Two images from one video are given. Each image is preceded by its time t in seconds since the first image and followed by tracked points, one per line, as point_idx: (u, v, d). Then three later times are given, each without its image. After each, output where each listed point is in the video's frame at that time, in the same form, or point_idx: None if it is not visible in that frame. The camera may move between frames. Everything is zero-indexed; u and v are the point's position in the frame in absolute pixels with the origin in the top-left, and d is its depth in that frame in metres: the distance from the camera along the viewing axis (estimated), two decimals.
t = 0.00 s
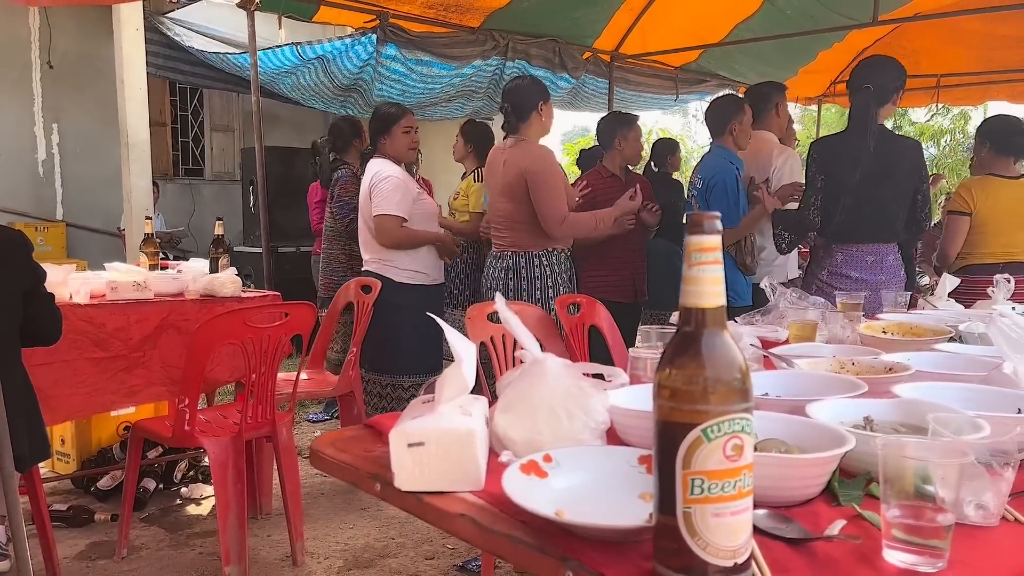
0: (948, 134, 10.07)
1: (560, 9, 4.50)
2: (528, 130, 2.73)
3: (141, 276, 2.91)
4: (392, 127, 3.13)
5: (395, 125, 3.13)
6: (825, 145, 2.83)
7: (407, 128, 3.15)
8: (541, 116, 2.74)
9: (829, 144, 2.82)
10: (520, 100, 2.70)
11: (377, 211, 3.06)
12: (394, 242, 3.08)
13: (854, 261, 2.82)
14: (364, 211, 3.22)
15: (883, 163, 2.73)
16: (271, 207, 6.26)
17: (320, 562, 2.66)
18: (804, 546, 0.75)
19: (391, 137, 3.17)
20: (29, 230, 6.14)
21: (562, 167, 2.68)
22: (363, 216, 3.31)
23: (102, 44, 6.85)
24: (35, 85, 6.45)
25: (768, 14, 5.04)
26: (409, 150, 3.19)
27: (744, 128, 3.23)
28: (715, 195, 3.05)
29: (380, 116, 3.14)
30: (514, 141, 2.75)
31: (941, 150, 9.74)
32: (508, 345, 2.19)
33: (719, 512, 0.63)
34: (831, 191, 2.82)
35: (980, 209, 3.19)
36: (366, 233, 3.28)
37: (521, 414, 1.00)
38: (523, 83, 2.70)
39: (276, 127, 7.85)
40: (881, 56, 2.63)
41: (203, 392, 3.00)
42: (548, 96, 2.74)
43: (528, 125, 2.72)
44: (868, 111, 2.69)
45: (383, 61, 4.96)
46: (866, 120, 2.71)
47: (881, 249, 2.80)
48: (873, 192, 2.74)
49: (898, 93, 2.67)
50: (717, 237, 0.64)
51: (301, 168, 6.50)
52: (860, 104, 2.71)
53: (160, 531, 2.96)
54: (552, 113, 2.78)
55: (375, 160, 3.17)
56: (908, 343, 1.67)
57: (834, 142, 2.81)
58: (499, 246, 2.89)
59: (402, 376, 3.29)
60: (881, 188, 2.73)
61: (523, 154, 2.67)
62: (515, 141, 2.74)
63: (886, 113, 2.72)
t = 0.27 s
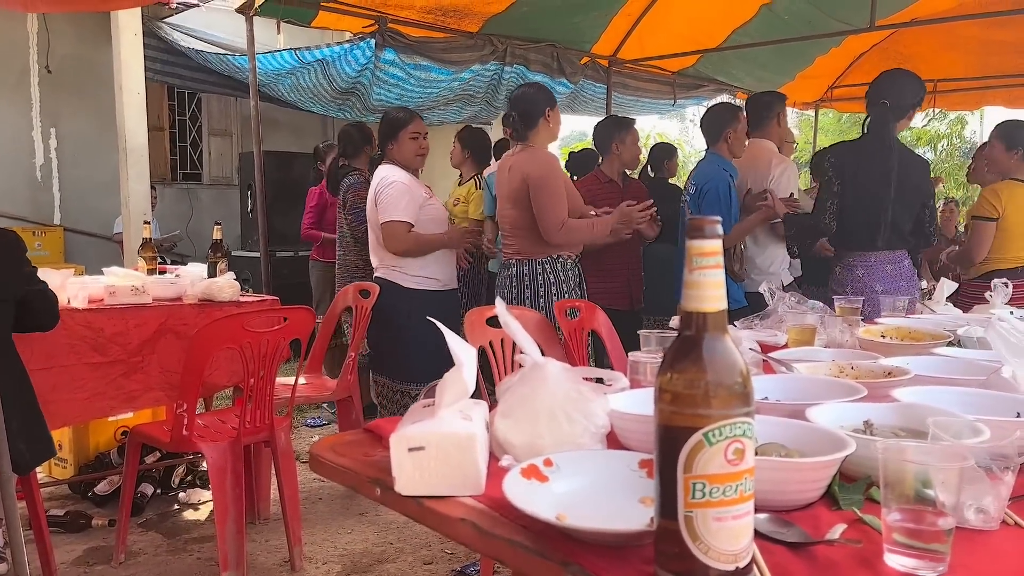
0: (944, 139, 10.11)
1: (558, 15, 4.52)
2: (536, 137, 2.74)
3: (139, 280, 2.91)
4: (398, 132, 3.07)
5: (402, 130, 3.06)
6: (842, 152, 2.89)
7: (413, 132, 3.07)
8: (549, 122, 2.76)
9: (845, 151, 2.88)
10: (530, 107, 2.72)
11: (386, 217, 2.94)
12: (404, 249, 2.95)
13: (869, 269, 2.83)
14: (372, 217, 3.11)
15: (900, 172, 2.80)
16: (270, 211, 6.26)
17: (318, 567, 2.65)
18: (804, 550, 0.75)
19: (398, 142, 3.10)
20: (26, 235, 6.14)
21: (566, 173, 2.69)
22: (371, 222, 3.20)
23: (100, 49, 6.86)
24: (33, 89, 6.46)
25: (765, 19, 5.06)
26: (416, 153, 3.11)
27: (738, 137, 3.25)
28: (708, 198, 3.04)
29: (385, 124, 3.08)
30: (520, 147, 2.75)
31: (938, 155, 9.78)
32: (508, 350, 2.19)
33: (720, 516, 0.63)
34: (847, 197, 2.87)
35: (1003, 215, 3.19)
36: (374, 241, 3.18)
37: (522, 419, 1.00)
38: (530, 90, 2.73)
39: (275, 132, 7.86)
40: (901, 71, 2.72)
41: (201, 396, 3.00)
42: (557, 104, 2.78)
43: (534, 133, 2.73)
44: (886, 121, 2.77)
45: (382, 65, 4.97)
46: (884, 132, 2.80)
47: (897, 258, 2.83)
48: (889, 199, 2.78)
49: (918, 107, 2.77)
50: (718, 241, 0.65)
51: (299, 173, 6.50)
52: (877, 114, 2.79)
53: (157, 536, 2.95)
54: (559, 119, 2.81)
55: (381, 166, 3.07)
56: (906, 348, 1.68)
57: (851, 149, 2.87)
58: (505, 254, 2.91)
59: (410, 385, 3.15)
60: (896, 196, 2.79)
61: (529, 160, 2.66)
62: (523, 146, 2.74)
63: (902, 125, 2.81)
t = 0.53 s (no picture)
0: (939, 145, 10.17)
1: (555, 21, 4.54)
2: (549, 143, 2.75)
3: (137, 286, 2.91)
4: (421, 133, 3.02)
5: (424, 133, 3.02)
6: (858, 153, 2.87)
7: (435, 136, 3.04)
8: (561, 127, 2.76)
9: (862, 152, 2.87)
10: (539, 113, 2.72)
11: (386, 221, 2.94)
12: (399, 255, 2.95)
13: (883, 272, 2.86)
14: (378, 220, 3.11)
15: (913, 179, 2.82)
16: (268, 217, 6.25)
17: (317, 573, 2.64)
18: (811, 553, 0.75)
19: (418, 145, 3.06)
20: (23, 240, 6.13)
21: (571, 178, 2.70)
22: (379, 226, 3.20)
23: (98, 55, 6.86)
24: (30, 94, 6.46)
25: (762, 25, 5.09)
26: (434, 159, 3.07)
27: (734, 139, 3.26)
28: (713, 202, 3.02)
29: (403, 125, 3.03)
30: (529, 151, 2.78)
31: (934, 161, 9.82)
32: (508, 354, 2.19)
33: (729, 518, 0.63)
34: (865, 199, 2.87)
35: None
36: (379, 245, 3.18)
37: (527, 422, 1.00)
38: (540, 95, 2.71)
39: (272, 138, 7.87)
40: (917, 73, 2.69)
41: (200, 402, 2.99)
42: (567, 109, 2.77)
43: (546, 137, 2.73)
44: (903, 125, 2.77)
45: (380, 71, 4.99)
46: (900, 135, 2.80)
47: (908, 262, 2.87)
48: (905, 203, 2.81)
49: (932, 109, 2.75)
50: (726, 243, 0.65)
51: (297, 178, 6.50)
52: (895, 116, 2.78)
53: (155, 542, 2.93)
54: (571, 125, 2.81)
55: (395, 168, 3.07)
56: (907, 352, 1.69)
57: (868, 151, 2.86)
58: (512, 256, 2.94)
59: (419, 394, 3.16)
60: (911, 200, 2.83)
61: (537, 163, 2.69)
62: (532, 150, 2.77)
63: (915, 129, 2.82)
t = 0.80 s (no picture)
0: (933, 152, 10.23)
1: (551, 27, 4.56)
2: (553, 149, 2.78)
3: (133, 291, 2.90)
4: (432, 139, 2.96)
5: (435, 139, 2.97)
6: (869, 160, 2.93)
7: (445, 142, 2.99)
8: (566, 134, 2.79)
9: (873, 159, 2.92)
10: (546, 122, 2.75)
11: (401, 233, 2.86)
12: (417, 267, 2.88)
13: (895, 278, 2.89)
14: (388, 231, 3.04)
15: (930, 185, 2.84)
16: (264, 222, 6.25)
17: None
18: (808, 556, 0.76)
19: (429, 151, 3.00)
20: (17, 245, 6.11)
21: (583, 183, 2.71)
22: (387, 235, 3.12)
23: (94, 60, 6.86)
24: (26, 100, 6.45)
25: (756, 33, 5.12)
26: (444, 164, 3.02)
27: (737, 144, 3.29)
28: (726, 211, 3.02)
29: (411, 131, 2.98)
30: (538, 160, 2.78)
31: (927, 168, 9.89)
32: (504, 361, 2.20)
33: (728, 522, 0.63)
34: (874, 205, 2.92)
35: None
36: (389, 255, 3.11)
37: (525, 428, 1.00)
38: (545, 104, 2.76)
39: (268, 143, 7.87)
40: (934, 76, 2.72)
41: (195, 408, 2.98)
42: (574, 117, 2.80)
43: (551, 145, 2.77)
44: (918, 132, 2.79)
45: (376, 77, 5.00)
46: (916, 140, 2.82)
47: (925, 268, 2.89)
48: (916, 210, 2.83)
49: (949, 114, 2.76)
50: (724, 250, 0.65)
51: (293, 184, 6.50)
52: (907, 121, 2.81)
53: (151, 548, 2.92)
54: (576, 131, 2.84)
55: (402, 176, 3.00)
56: (901, 358, 1.70)
57: (879, 157, 2.90)
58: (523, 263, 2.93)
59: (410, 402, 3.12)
60: (924, 207, 2.84)
61: (547, 172, 2.69)
62: (540, 159, 2.78)
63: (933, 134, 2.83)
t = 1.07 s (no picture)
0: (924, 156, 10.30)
1: (545, 32, 4.58)
2: (559, 157, 2.77)
3: (127, 295, 2.90)
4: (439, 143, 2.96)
5: (440, 143, 2.96)
6: (880, 167, 2.90)
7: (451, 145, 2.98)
8: (571, 142, 2.78)
9: (884, 166, 2.89)
10: (551, 129, 2.76)
11: (418, 236, 2.83)
12: (437, 269, 2.85)
13: (916, 285, 2.88)
14: (399, 236, 3.01)
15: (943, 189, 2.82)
16: (258, 227, 6.24)
17: None
18: (797, 556, 0.77)
19: (433, 155, 3.00)
20: (10, 249, 6.09)
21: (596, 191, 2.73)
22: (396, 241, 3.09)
23: (87, 64, 6.84)
24: (19, 103, 6.43)
25: (750, 38, 5.15)
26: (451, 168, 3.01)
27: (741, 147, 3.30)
28: (732, 217, 3.05)
29: (418, 136, 2.96)
30: (545, 167, 2.78)
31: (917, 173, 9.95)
32: (497, 363, 2.20)
33: (717, 522, 0.64)
34: (889, 213, 2.90)
35: None
36: (399, 260, 3.08)
37: (519, 430, 1.01)
38: (549, 110, 2.77)
39: (263, 147, 7.87)
40: (942, 79, 2.67)
41: (189, 412, 2.97)
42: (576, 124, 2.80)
43: (557, 152, 2.76)
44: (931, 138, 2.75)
45: (371, 81, 5.01)
46: (926, 145, 2.78)
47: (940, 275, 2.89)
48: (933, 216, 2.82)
49: (959, 117, 2.73)
50: (713, 253, 0.66)
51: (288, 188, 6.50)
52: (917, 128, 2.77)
53: (144, 553, 2.92)
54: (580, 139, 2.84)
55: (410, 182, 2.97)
56: (891, 361, 1.71)
57: (891, 164, 2.87)
58: (530, 270, 2.92)
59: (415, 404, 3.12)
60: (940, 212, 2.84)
61: (560, 181, 2.70)
62: (547, 166, 2.77)
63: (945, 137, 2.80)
